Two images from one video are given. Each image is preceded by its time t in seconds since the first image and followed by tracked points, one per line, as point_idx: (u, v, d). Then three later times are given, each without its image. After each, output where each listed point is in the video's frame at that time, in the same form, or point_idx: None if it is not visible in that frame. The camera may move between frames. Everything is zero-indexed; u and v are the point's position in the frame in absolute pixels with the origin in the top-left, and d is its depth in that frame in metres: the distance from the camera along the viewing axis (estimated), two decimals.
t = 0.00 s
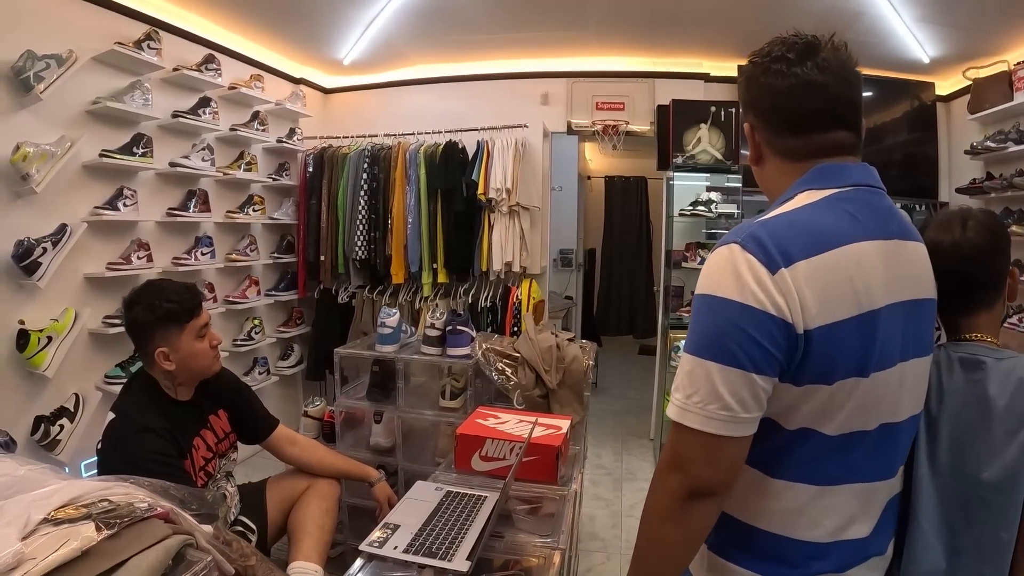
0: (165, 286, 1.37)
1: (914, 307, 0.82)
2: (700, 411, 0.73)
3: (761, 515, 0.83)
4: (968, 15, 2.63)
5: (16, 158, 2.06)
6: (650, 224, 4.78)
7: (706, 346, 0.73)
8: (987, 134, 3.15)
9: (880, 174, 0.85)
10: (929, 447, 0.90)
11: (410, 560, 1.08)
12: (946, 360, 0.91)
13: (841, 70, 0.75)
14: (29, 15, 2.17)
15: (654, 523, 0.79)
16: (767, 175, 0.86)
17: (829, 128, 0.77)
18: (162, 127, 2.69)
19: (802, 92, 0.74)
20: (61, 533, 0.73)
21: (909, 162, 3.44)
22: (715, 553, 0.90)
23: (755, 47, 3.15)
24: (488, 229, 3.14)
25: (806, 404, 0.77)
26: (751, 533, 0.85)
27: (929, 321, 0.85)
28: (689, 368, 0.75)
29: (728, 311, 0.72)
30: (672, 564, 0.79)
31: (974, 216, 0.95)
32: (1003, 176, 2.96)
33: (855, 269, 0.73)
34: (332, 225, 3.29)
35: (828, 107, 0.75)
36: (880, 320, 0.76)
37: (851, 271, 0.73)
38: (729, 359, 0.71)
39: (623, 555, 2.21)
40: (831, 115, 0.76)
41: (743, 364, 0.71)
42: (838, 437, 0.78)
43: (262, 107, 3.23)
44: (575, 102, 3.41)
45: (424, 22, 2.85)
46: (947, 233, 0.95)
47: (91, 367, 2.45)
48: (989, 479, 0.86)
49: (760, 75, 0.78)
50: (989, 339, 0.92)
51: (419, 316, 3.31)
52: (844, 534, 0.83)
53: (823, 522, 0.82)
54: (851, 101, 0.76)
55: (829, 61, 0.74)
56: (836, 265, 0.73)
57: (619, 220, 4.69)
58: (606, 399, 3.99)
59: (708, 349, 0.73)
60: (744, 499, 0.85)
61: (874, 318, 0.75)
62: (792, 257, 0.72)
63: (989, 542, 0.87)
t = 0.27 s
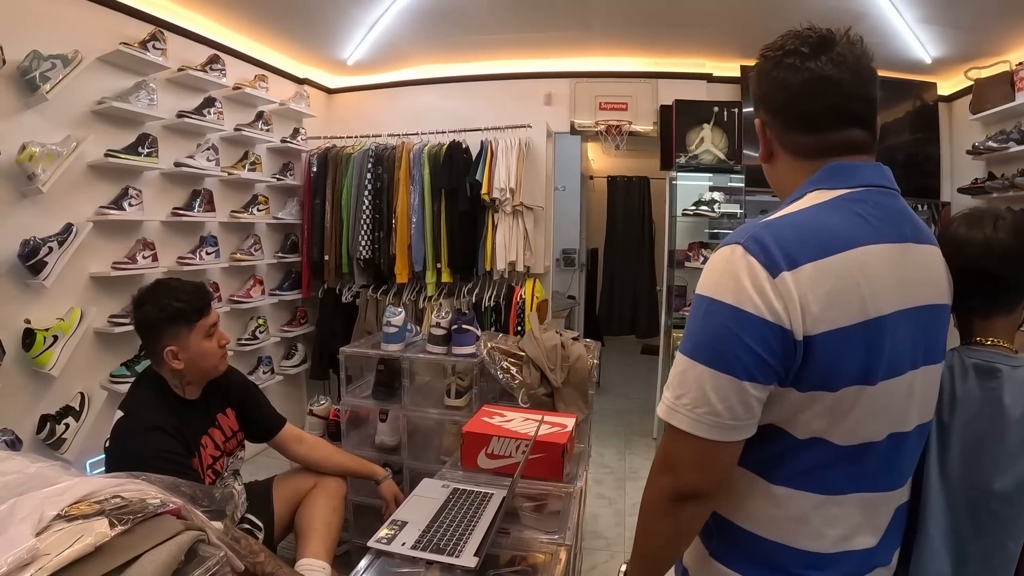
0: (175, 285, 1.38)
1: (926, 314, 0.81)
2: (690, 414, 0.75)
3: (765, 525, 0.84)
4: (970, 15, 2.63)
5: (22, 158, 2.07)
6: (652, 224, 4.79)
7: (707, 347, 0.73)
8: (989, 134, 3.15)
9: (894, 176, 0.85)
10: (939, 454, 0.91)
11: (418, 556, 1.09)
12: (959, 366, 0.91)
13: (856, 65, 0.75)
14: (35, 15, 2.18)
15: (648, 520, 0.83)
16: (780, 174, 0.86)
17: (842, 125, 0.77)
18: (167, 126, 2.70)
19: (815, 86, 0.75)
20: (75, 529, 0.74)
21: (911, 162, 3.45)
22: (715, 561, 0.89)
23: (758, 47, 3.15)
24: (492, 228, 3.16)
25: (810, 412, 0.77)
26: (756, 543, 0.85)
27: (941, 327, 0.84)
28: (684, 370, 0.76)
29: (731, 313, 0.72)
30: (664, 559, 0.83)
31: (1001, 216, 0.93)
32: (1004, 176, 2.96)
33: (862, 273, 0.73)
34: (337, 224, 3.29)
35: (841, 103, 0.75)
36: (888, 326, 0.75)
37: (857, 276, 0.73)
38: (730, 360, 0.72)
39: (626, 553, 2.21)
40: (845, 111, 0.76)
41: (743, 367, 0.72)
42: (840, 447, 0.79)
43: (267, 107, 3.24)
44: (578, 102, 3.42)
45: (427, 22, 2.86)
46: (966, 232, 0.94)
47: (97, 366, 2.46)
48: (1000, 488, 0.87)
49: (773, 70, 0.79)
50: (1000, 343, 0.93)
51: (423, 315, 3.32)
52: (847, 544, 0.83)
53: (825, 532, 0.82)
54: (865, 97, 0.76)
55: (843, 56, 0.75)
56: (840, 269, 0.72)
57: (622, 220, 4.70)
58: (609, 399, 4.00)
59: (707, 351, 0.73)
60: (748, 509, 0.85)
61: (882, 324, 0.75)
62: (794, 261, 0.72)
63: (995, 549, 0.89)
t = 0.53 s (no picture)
0: (185, 284, 1.38)
1: (935, 318, 0.81)
2: (693, 415, 0.75)
3: (770, 531, 0.84)
4: (973, 15, 2.63)
5: (27, 158, 2.08)
6: (655, 224, 4.79)
7: (713, 346, 0.74)
8: (992, 134, 3.14)
9: (906, 178, 0.84)
10: (949, 457, 0.91)
11: (426, 554, 1.09)
12: (970, 370, 0.91)
13: (868, 63, 0.74)
14: (40, 15, 2.18)
15: (646, 515, 0.84)
16: (789, 173, 0.86)
17: (853, 124, 0.77)
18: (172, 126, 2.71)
19: (826, 85, 0.75)
20: (87, 528, 0.74)
21: (914, 162, 3.44)
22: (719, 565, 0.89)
23: (761, 47, 3.15)
24: (496, 228, 3.16)
25: (817, 415, 0.77)
26: (761, 549, 0.85)
27: (951, 331, 0.84)
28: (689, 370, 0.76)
29: (738, 312, 0.72)
30: (663, 552, 0.85)
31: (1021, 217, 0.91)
32: (1008, 176, 2.95)
33: (871, 276, 0.73)
34: (341, 224, 3.30)
35: (853, 102, 0.75)
36: (898, 328, 0.75)
37: (865, 278, 0.73)
38: (735, 360, 0.72)
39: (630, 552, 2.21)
40: (857, 110, 0.76)
41: (748, 367, 0.72)
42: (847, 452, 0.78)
43: (271, 107, 3.24)
44: (582, 102, 3.41)
45: (430, 22, 2.86)
46: (987, 232, 0.92)
47: (102, 365, 2.47)
48: (1011, 496, 0.86)
49: (784, 68, 0.78)
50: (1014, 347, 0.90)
51: (427, 315, 3.32)
52: (852, 550, 0.83)
53: (830, 538, 0.82)
54: (877, 96, 0.76)
55: (855, 54, 0.74)
56: (848, 270, 0.72)
57: (624, 220, 4.70)
58: (612, 398, 4.00)
59: (713, 351, 0.73)
60: (753, 515, 0.85)
61: (892, 327, 0.74)
62: (801, 261, 0.72)
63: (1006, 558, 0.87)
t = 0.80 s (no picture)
0: (191, 283, 1.38)
1: (939, 317, 0.80)
2: (695, 415, 0.74)
3: (775, 535, 0.83)
4: (977, 15, 2.62)
5: (31, 158, 2.08)
6: (658, 224, 4.79)
7: (712, 347, 0.73)
8: (994, 134, 3.14)
9: (908, 177, 0.84)
10: (960, 458, 0.90)
11: (431, 554, 1.09)
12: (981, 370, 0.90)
13: (869, 63, 0.74)
14: (43, 15, 2.18)
15: (648, 520, 0.82)
16: (791, 174, 0.86)
17: (855, 124, 0.76)
18: (175, 126, 2.71)
19: (827, 84, 0.74)
20: (92, 528, 0.74)
21: (917, 162, 3.44)
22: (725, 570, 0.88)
23: (764, 47, 3.14)
24: (499, 228, 3.15)
25: (820, 415, 0.76)
26: (766, 554, 0.84)
27: (956, 331, 0.83)
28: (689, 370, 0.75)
29: (738, 312, 0.72)
30: (667, 562, 0.82)
31: None
32: (1011, 176, 2.94)
33: (871, 273, 0.72)
34: (344, 224, 3.30)
35: (854, 101, 0.74)
36: (900, 327, 0.74)
37: (866, 275, 0.72)
38: (734, 361, 0.72)
39: (634, 552, 2.21)
40: (858, 110, 0.75)
41: (748, 367, 0.71)
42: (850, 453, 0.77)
43: (274, 107, 3.24)
44: (584, 102, 3.41)
45: (433, 22, 2.86)
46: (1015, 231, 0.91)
47: (105, 365, 2.47)
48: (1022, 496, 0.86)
49: (785, 70, 0.78)
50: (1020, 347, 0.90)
51: (430, 315, 3.32)
52: (858, 556, 0.81)
53: (833, 542, 0.81)
54: (878, 97, 0.75)
55: (856, 54, 0.74)
56: (848, 267, 0.71)
57: (627, 220, 4.69)
58: (615, 398, 3.99)
59: (712, 352, 0.73)
60: (759, 518, 0.84)
61: (894, 325, 0.73)
62: (800, 259, 0.71)
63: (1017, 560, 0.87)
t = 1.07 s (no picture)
0: (194, 283, 1.37)
1: (939, 311, 0.79)
2: (697, 418, 0.74)
3: (779, 532, 0.82)
4: (979, 15, 2.61)
5: (31, 158, 2.08)
6: (660, 224, 4.78)
7: (714, 350, 0.73)
8: (997, 134, 3.12)
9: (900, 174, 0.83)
10: (958, 457, 0.90)
11: (432, 555, 1.08)
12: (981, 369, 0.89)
13: (860, 64, 0.73)
14: (44, 15, 2.18)
15: (653, 522, 0.82)
16: (785, 175, 0.85)
17: (848, 124, 0.76)
18: (176, 126, 2.71)
19: (818, 87, 0.74)
20: (92, 528, 0.73)
21: (919, 162, 3.42)
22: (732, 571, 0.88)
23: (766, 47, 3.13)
24: (500, 228, 3.14)
25: (818, 413, 0.75)
26: (772, 553, 0.84)
27: (954, 328, 0.82)
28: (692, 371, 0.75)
29: (739, 314, 0.71)
30: (672, 566, 0.82)
31: None
32: (1013, 176, 2.93)
33: (870, 269, 0.72)
34: (345, 224, 3.29)
35: (846, 102, 0.74)
36: (900, 323, 0.73)
37: (864, 272, 0.71)
38: (738, 363, 0.71)
39: (635, 553, 2.20)
40: (850, 111, 0.75)
41: (748, 367, 0.71)
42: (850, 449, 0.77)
43: (275, 107, 3.24)
44: (586, 103, 3.41)
45: (434, 22, 2.86)
46: None
47: (106, 365, 2.47)
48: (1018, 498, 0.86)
49: (776, 72, 0.78)
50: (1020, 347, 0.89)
51: (432, 315, 3.31)
52: (865, 554, 0.81)
53: (837, 540, 0.80)
54: (871, 97, 0.75)
55: (847, 56, 0.73)
56: (847, 263, 0.71)
57: (629, 220, 4.69)
58: (616, 398, 3.99)
59: (716, 354, 0.72)
60: (763, 517, 0.84)
61: (894, 321, 0.73)
62: (799, 258, 0.71)
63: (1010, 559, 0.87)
